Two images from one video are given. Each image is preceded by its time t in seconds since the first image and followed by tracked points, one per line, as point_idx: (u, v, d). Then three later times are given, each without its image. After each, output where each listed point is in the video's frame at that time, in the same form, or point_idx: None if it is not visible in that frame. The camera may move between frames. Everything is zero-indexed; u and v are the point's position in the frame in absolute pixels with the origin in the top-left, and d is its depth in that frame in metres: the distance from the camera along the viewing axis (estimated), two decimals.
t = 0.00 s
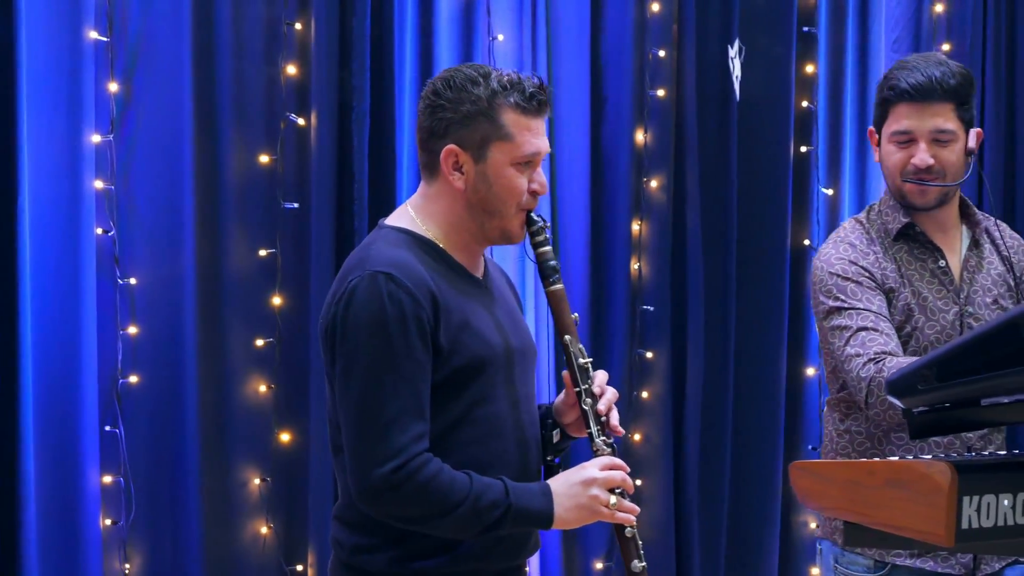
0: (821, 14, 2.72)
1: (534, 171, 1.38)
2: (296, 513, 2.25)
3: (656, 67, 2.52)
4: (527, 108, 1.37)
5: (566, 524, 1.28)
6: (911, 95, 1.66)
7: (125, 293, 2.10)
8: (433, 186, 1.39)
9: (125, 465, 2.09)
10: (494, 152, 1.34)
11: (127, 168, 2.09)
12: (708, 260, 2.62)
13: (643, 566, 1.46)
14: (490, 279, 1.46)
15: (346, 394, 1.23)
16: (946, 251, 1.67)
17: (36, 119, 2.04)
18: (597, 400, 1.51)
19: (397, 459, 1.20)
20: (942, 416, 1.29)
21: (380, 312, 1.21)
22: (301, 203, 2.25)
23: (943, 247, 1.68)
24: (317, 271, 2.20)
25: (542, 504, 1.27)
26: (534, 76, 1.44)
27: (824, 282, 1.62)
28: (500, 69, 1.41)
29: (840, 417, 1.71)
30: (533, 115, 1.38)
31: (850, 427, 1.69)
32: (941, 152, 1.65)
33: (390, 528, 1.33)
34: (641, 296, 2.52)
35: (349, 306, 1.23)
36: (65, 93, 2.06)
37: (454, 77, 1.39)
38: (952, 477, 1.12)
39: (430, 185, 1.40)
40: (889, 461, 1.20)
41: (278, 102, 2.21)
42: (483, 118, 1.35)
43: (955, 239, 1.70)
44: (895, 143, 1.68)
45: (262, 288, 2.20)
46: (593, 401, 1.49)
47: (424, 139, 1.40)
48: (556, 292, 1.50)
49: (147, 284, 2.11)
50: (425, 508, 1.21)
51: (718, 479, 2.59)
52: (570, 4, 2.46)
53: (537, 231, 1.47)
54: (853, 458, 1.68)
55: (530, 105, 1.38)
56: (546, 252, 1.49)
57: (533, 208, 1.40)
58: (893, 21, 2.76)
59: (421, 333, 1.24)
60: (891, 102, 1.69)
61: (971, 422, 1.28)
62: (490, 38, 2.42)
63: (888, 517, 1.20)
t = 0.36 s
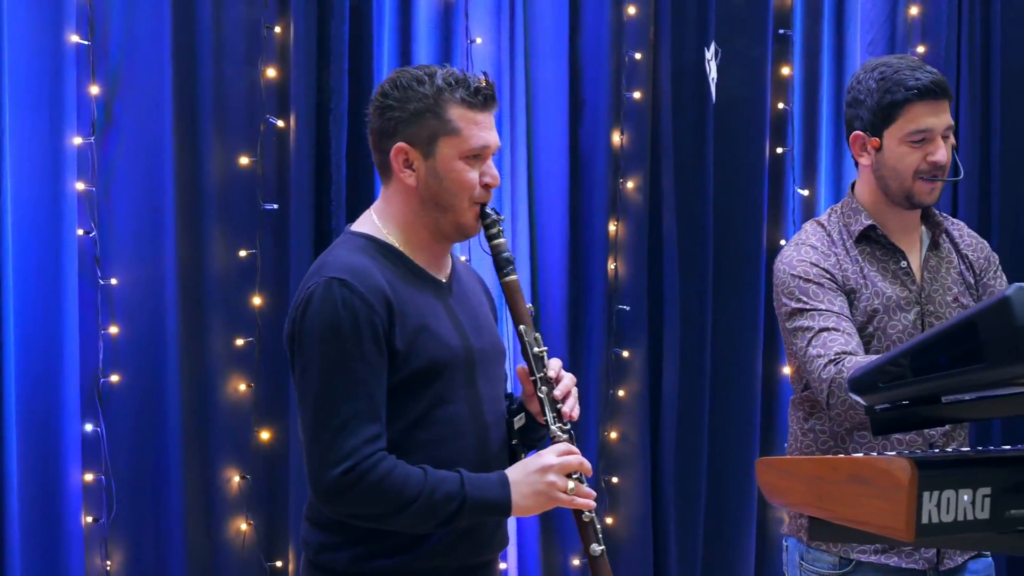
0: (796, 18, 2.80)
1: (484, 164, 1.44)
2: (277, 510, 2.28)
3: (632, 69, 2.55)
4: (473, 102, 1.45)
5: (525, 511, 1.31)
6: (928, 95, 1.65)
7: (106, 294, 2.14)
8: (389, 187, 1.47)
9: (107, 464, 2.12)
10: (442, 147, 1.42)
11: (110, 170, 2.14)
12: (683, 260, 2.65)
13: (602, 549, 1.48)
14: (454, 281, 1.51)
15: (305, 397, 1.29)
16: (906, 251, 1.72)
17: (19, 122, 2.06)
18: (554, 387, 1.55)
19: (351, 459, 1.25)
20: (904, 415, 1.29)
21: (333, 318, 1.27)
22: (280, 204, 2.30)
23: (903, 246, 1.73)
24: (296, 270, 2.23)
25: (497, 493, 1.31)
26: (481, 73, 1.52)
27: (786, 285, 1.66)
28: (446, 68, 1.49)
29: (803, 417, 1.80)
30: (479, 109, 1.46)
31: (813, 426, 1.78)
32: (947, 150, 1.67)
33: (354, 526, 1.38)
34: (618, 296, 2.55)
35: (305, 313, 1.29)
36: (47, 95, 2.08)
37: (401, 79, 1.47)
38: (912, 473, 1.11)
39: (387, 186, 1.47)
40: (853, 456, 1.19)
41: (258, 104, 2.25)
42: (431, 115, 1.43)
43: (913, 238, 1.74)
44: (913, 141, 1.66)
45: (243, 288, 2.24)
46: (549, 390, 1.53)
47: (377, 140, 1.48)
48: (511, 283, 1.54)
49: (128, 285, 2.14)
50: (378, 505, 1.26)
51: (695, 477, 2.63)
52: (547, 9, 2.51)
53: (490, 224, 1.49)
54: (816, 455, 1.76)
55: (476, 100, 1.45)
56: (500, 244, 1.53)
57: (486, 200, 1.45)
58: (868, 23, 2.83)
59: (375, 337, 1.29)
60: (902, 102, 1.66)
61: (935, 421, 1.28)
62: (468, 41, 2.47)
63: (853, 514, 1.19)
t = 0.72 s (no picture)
0: (778, 20, 2.96)
1: (445, 160, 1.52)
2: (260, 507, 2.33)
3: (613, 73, 2.69)
4: (432, 99, 1.53)
5: (473, 497, 1.39)
6: (895, 93, 1.69)
7: (91, 295, 2.19)
8: (355, 184, 1.56)
9: (92, 461, 2.17)
10: (402, 143, 1.50)
11: (96, 172, 2.20)
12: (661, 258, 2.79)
13: (553, 538, 1.53)
14: (422, 275, 1.59)
15: (262, 390, 1.39)
16: (878, 250, 1.75)
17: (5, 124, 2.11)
18: (509, 377, 1.59)
19: (300, 448, 1.35)
20: (867, 413, 1.30)
21: (286, 314, 1.37)
22: (264, 206, 2.38)
23: (877, 247, 1.75)
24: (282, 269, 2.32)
25: (447, 480, 1.38)
26: (444, 70, 1.59)
27: (762, 282, 1.67)
28: (409, 67, 1.58)
29: (779, 416, 1.78)
30: (439, 106, 1.53)
31: (789, 424, 1.76)
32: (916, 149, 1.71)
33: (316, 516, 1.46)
34: (599, 296, 2.67)
35: (262, 312, 1.40)
36: (34, 99, 2.14)
37: (363, 78, 1.56)
38: (874, 470, 1.12)
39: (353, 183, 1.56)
40: (817, 454, 1.19)
41: (242, 109, 2.32)
42: (391, 112, 1.52)
43: (884, 238, 1.77)
44: (881, 139, 1.70)
45: (227, 289, 2.30)
46: (504, 379, 1.58)
47: (343, 137, 1.57)
48: (468, 275, 1.60)
49: (114, 285, 2.20)
50: (325, 494, 1.34)
51: (674, 468, 2.75)
52: (530, 11, 2.65)
53: (451, 220, 1.57)
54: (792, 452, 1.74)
55: (436, 97, 1.53)
56: (460, 237, 1.58)
57: (447, 195, 1.52)
58: (847, 28, 3.04)
59: (326, 333, 1.38)
60: (870, 102, 1.72)
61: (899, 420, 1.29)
62: (451, 45, 2.57)
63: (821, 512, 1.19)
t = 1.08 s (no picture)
0: (760, 27, 3.15)
1: (416, 163, 1.62)
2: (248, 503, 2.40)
3: (597, 76, 2.82)
4: (402, 102, 1.63)
5: (443, 491, 1.47)
6: (838, 100, 1.77)
7: (80, 293, 2.27)
8: (330, 187, 1.66)
9: (81, 457, 2.25)
10: (373, 145, 1.60)
11: (85, 175, 2.29)
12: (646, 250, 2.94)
13: (524, 529, 1.60)
14: (397, 275, 1.69)
15: (239, 388, 1.49)
16: (851, 249, 1.80)
17: None
18: (480, 373, 1.64)
19: (274, 442, 1.43)
20: (837, 410, 1.26)
21: (260, 313, 1.46)
22: (251, 207, 2.45)
23: (850, 246, 1.80)
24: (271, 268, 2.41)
25: (418, 475, 1.46)
26: (414, 73, 1.69)
27: (736, 281, 1.70)
28: (380, 72, 1.68)
29: (757, 413, 1.80)
30: (408, 109, 1.63)
31: (766, 422, 1.79)
32: (863, 154, 1.76)
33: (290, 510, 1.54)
34: (584, 295, 2.80)
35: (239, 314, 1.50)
36: (24, 104, 2.24)
37: (336, 83, 1.66)
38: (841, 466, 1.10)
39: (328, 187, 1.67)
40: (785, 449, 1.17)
41: (229, 110, 2.41)
42: (362, 116, 1.62)
43: (856, 238, 1.82)
44: (825, 144, 1.77)
45: (214, 289, 2.38)
46: (476, 375, 1.64)
47: (319, 141, 1.68)
48: (441, 274, 1.65)
49: (102, 285, 2.28)
50: (299, 487, 1.43)
51: (657, 461, 2.87)
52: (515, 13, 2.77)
53: (424, 220, 1.62)
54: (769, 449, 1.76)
55: (404, 100, 1.63)
56: (432, 236, 1.63)
57: (419, 196, 1.62)
58: (830, 32, 3.23)
59: (300, 331, 1.47)
60: (817, 106, 1.79)
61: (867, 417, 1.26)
62: (436, 48, 2.69)
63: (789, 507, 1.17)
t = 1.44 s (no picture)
0: (747, 26, 3.21)
1: (402, 157, 1.66)
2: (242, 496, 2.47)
3: (586, 74, 2.91)
4: (389, 98, 1.67)
5: (432, 478, 1.49)
6: (831, 94, 1.82)
7: (75, 288, 2.33)
8: (320, 181, 1.70)
9: (75, 451, 2.30)
10: (358, 140, 1.65)
11: (80, 173, 2.35)
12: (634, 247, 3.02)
13: (513, 514, 1.63)
14: (384, 268, 1.72)
15: (232, 376, 1.52)
16: (830, 244, 1.85)
17: None
18: (469, 361, 1.68)
19: (266, 430, 1.47)
20: (813, 403, 1.27)
21: (254, 302, 1.50)
22: (243, 204, 2.51)
23: (828, 241, 1.85)
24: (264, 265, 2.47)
25: (407, 461, 1.49)
26: (402, 70, 1.73)
27: (716, 279, 1.74)
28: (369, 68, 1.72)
29: (740, 408, 1.83)
30: (396, 105, 1.67)
31: (749, 416, 1.81)
32: (854, 147, 1.82)
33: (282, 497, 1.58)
34: (573, 292, 2.90)
35: (231, 304, 1.53)
36: (19, 104, 2.30)
37: (326, 78, 1.70)
38: (818, 457, 1.04)
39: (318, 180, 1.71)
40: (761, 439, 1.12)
41: (221, 109, 2.49)
42: (349, 110, 1.66)
43: (835, 233, 1.87)
44: (818, 138, 1.82)
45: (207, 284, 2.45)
46: (464, 364, 1.67)
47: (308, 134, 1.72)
48: (427, 266, 1.69)
49: (96, 281, 2.35)
50: (290, 475, 1.46)
51: (646, 452, 2.96)
52: (506, 16, 2.87)
53: (411, 212, 1.65)
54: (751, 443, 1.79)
55: (392, 96, 1.67)
56: (419, 230, 1.67)
57: (403, 190, 1.66)
58: (818, 31, 3.27)
59: (293, 321, 1.51)
60: (808, 101, 1.84)
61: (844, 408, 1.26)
62: (426, 48, 2.80)
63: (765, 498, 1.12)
